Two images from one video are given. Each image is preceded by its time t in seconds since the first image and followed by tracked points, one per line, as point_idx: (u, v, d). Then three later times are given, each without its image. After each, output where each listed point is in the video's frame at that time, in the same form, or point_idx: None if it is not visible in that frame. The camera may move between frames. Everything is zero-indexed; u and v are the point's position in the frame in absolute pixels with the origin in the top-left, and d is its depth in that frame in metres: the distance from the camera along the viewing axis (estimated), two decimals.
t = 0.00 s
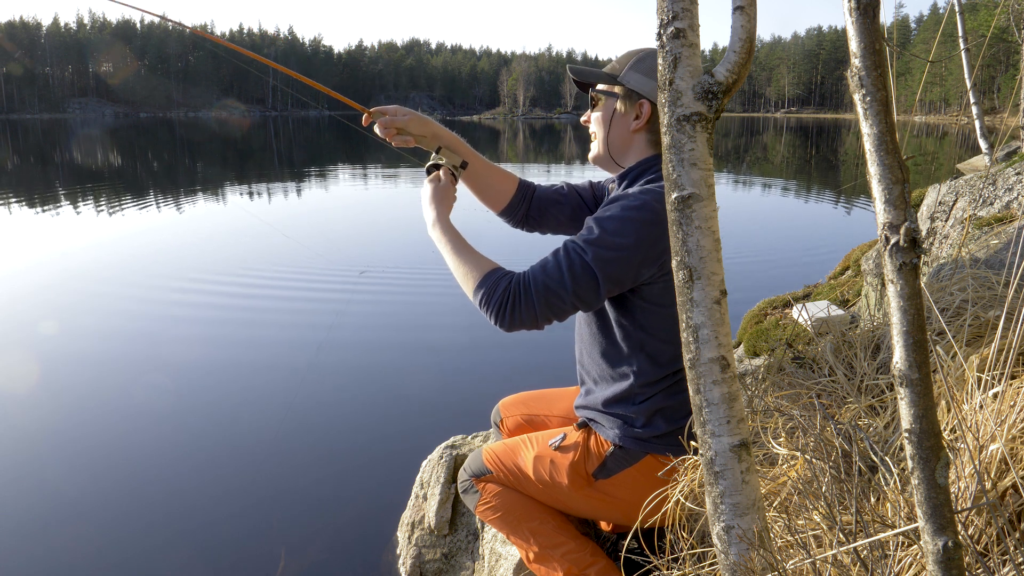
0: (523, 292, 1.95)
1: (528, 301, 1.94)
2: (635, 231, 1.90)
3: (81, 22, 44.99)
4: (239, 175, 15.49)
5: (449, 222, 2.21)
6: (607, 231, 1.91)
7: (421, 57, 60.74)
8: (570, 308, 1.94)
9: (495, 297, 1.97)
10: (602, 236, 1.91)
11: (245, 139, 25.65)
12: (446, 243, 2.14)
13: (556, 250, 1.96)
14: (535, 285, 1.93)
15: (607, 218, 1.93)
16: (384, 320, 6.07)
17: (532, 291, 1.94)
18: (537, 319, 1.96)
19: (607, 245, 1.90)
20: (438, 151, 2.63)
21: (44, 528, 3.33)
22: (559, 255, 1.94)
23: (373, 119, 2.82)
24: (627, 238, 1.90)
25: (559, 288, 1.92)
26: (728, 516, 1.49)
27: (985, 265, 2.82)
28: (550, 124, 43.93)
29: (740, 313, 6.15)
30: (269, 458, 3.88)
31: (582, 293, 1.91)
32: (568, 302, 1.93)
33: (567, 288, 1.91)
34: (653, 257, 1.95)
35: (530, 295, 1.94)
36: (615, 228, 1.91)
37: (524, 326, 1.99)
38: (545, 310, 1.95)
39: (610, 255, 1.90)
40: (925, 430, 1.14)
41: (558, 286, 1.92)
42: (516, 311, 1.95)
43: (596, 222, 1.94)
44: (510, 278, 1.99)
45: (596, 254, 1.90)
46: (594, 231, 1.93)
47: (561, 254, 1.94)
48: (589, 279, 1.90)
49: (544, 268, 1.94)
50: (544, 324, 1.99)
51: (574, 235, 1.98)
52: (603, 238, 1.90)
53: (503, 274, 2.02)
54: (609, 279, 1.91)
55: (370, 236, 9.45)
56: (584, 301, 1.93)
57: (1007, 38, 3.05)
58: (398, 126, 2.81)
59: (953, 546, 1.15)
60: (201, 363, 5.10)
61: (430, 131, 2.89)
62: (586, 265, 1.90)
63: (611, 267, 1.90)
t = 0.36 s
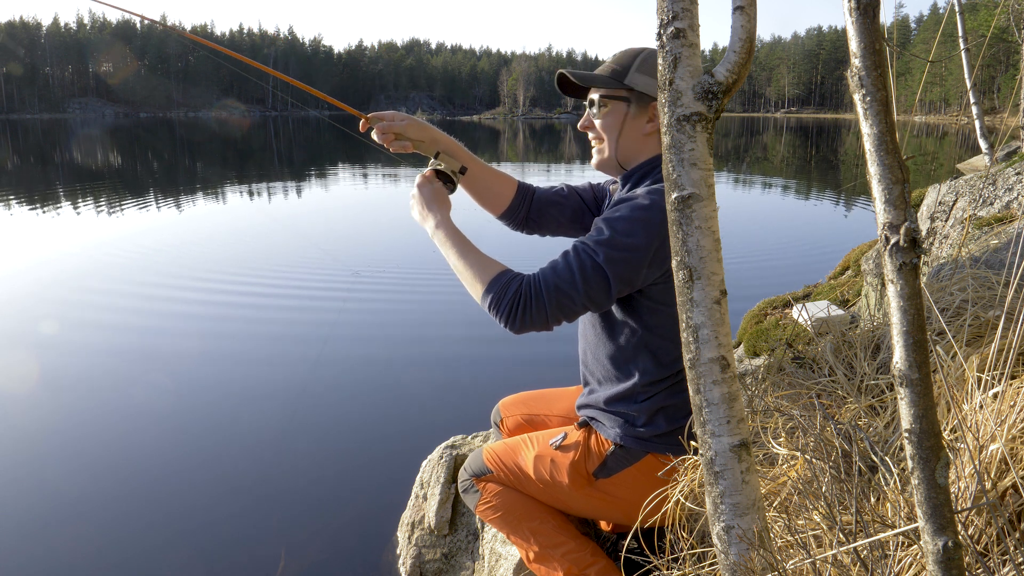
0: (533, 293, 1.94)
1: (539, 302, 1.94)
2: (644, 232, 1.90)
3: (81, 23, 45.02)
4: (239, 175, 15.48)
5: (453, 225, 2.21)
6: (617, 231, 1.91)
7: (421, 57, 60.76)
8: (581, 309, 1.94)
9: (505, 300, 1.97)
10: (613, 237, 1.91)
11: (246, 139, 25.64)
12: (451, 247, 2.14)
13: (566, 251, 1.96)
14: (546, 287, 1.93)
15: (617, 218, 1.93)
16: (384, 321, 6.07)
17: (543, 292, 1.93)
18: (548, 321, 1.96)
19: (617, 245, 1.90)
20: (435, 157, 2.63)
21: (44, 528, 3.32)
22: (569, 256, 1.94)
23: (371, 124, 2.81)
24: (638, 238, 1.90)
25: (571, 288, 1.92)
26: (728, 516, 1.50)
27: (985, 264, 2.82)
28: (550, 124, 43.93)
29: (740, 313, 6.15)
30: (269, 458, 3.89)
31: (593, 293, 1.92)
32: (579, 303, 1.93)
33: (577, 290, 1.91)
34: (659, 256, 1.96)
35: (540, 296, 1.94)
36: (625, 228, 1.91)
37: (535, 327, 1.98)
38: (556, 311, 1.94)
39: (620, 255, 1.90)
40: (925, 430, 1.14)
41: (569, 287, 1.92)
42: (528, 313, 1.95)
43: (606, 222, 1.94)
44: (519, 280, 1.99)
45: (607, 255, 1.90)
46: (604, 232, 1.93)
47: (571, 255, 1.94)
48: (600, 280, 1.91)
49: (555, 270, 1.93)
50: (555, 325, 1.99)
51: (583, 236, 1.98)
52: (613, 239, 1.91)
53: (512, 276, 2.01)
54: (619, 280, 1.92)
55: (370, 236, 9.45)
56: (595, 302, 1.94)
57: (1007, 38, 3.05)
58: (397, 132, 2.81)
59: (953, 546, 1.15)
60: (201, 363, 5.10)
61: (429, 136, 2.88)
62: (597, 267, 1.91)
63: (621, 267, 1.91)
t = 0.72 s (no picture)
0: (532, 296, 1.94)
1: (539, 305, 1.94)
2: (643, 232, 1.91)
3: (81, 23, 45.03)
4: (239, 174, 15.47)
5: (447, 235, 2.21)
6: (615, 232, 1.92)
7: (421, 57, 60.79)
8: (581, 310, 1.95)
9: (504, 302, 1.97)
10: (612, 238, 1.91)
11: (246, 140, 25.63)
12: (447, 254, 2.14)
13: (564, 254, 1.97)
14: (545, 289, 1.93)
15: (616, 219, 1.94)
16: (384, 321, 6.07)
17: (542, 294, 1.93)
18: (548, 323, 1.95)
19: (616, 246, 1.91)
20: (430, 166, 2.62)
21: (44, 528, 3.32)
22: (567, 258, 1.95)
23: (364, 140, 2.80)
24: (637, 239, 1.91)
25: (570, 290, 1.92)
26: (728, 516, 1.50)
27: (985, 265, 2.82)
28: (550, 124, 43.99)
29: (740, 313, 6.15)
30: (269, 458, 3.89)
31: (592, 294, 1.92)
32: (579, 304, 1.93)
33: (577, 290, 1.91)
34: (660, 256, 1.96)
35: (539, 298, 1.94)
36: (623, 229, 1.92)
37: (535, 330, 1.98)
38: (556, 313, 1.94)
39: (619, 256, 1.90)
40: (925, 430, 1.14)
41: (568, 288, 1.92)
42: (527, 315, 1.95)
43: (604, 224, 1.95)
44: (517, 283, 1.99)
45: (606, 255, 1.90)
46: (603, 233, 1.94)
47: (570, 257, 1.94)
48: (599, 281, 1.91)
49: (553, 272, 1.94)
50: (555, 328, 1.99)
51: (581, 238, 1.99)
52: (611, 239, 1.91)
53: (510, 280, 2.01)
54: (619, 280, 1.92)
55: (370, 236, 9.44)
56: (595, 303, 1.94)
57: (1007, 38, 3.05)
58: (390, 145, 2.81)
59: (953, 546, 1.15)
60: (200, 363, 5.10)
61: (422, 148, 2.88)
62: (596, 267, 1.91)
63: (621, 268, 1.91)
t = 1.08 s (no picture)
0: (530, 299, 1.94)
1: (537, 308, 1.94)
2: (641, 234, 1.91)
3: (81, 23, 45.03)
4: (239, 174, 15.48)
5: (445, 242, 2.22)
6: (612, 234, 1.92)
7: (421, 57, 60.83)
8: (579, 313, 1.95)
9: (503, 306, 1.98)
10: (609, 239, 1.91)
11: (246, 140, 25.62)
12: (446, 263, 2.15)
13: (562, 257, 1.97)
14: (542, 292, 1.93)
15: (613, 221, 1.94)
16: (384, 321, 6.07)
17: (540, 298, 1.93)
18: (547, 326, 1.95)
19: (614, 248, 1.91)
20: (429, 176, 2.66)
21: (44, 528, 3.32)
22: (565, 261, 1.95)
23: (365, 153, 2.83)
24: (634, 240, 1.91)
25: (568, 292, 1.92)
26: (728, 516, 1.49)
27: (985, 265, 2.83)
28: (550, 124, 44.00)
29: (740, 313, 6.15)
30: (269, 458, 3.89)
31: (590, 297, 1.92)
32: (577, 306, 1.93)
33: (575, 293, 1.91)
34: (658, 258, 1.96)
35: (537, 302, 1.94)
36: (620, 231, 1.92)
37: (534, 333, 1.98)
38: (554, 316, 1.94)
39: (617, 258, 1.90)
40: (925, 430, 1.14)
41: (566, 291, 1.92)
42: (525, 319, 1.95)
43: (601, 226, 1.95)
44: (515, 287, 1.99)
45: (604, 257, 1.91)
46: (600, 235, 1.94)
47: (568, 260, 1.94)
48: (597, 284, 1.91)
49: (551, 275, 1.94)
50: (554, 331, 1.99)
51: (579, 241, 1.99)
52: (609, 241, 1.91)
53: (508, 284, 2.02)
54: (616, 282, 1.92)
55: (370, 236, 9.45)
56: (593, 306, 1.94)
57: (1007, 38, 3.05)
58: (390, 157, 2.83)
59: (953, 546, 1.15)
60: (200, 363, 5.10)
61: (422, 160, 2.91)
62: (593, 270, 1.91)
63: (618, 270, 1.91)
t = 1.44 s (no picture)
0: (525, 306, 1.96)
1: (531, 315, 1.96)
2: (635, 238, 1.89)
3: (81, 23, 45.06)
4: (239, 174, 15.46)
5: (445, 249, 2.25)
6: (605, 239, 1.91)
7: (421, 57, 60.86)
8: (574, 317, 1.94)
9: (499, 312, 2.00)
10: (602, 244, 1.90)
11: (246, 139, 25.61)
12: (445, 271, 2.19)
13: (556, 262, 1.97)
14: (536, 299, 1.95)
15: (606, 225, 1.93)
16: (384, 321, 6.07)
17: (534, 305, 1.95)
18: (542, 332, 1.97)
19: (607, 252, 1.89)
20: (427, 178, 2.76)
21: (44, 528, 3.32)
22: (559, 267, 1.95)
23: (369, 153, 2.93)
24: (627, 245, 1.89)
25: (561, 299, 1.92)
26: (728, 516, 1.50)
27: (985, 265, 2.82)
28: (550, 124, 44.02)
29: (741, 313, 6.15)
30: (269, 457, 3.89)
31: (584, 303, 1.92)
32: (571, 312, 1.94)
33: (568, 298, 1.92)
34: (654, 261, 1.95)
35: (532, 308, 1.96)
36: (614, 235, 1.90)
37: (530, 338, 2.00)
38: (550, 322, 1.96)
39: (610, 263, 1.89)
40: (926, 430, 1.14)
41: (559, 297, 1.93)
42: (521, 325, 1.98)
43: (594, 230, 1.93)
44: (511, 293, 2.01)
45: (596, 263, 1.89)
46: (593, 239, 1.92)
47: (561, 265, 1.94)
48: (590, 290, 1.90)
49: (545, 282, 1.95)
50: (551, 335, 2.00)
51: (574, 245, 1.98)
52: (601, 246, 1.90)
53: (504, 290, 2.04)
54: (610, 287, 1.91)
55: (370, 235, 9.45)
56: (587, 311, 1.93)
57: (1007, 39, 3.04)
58: (390, 157, 2.91)
59: (953, 546, 1.15)
60: (201, 363, 5.11)
61: (422, 157, 2.95)
62: (586, 276, 1.90)
63: (611, 275, 1.89)
